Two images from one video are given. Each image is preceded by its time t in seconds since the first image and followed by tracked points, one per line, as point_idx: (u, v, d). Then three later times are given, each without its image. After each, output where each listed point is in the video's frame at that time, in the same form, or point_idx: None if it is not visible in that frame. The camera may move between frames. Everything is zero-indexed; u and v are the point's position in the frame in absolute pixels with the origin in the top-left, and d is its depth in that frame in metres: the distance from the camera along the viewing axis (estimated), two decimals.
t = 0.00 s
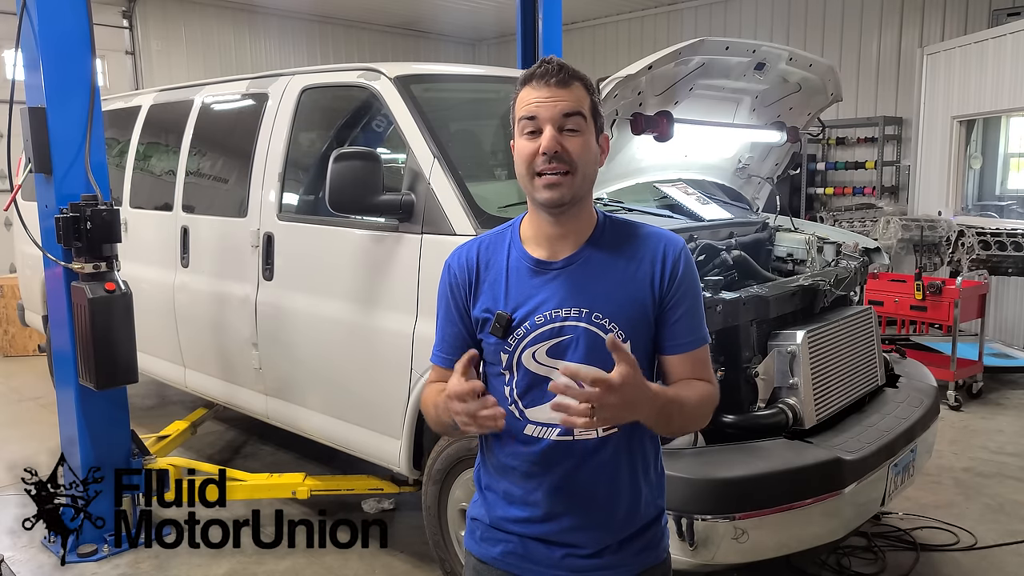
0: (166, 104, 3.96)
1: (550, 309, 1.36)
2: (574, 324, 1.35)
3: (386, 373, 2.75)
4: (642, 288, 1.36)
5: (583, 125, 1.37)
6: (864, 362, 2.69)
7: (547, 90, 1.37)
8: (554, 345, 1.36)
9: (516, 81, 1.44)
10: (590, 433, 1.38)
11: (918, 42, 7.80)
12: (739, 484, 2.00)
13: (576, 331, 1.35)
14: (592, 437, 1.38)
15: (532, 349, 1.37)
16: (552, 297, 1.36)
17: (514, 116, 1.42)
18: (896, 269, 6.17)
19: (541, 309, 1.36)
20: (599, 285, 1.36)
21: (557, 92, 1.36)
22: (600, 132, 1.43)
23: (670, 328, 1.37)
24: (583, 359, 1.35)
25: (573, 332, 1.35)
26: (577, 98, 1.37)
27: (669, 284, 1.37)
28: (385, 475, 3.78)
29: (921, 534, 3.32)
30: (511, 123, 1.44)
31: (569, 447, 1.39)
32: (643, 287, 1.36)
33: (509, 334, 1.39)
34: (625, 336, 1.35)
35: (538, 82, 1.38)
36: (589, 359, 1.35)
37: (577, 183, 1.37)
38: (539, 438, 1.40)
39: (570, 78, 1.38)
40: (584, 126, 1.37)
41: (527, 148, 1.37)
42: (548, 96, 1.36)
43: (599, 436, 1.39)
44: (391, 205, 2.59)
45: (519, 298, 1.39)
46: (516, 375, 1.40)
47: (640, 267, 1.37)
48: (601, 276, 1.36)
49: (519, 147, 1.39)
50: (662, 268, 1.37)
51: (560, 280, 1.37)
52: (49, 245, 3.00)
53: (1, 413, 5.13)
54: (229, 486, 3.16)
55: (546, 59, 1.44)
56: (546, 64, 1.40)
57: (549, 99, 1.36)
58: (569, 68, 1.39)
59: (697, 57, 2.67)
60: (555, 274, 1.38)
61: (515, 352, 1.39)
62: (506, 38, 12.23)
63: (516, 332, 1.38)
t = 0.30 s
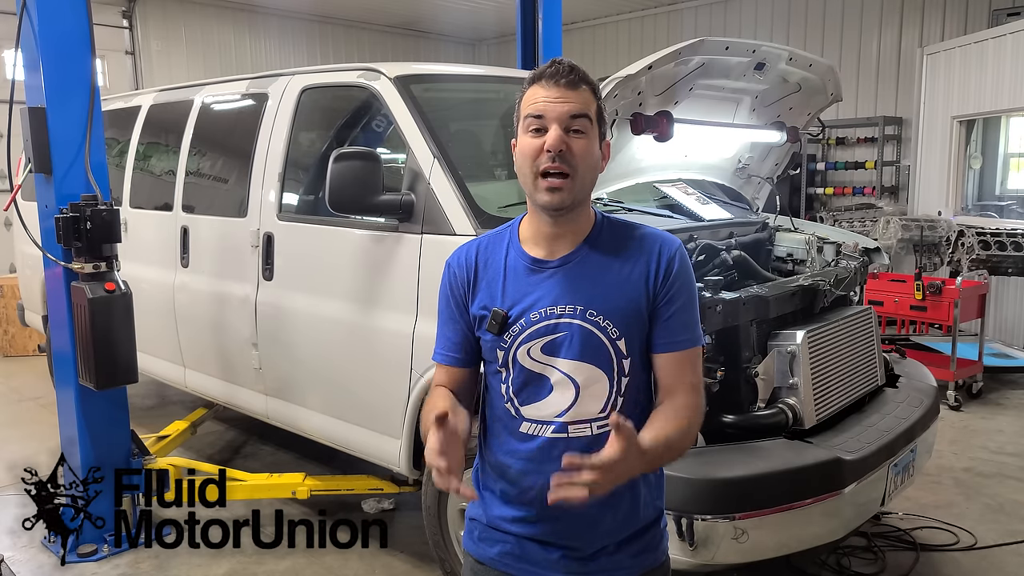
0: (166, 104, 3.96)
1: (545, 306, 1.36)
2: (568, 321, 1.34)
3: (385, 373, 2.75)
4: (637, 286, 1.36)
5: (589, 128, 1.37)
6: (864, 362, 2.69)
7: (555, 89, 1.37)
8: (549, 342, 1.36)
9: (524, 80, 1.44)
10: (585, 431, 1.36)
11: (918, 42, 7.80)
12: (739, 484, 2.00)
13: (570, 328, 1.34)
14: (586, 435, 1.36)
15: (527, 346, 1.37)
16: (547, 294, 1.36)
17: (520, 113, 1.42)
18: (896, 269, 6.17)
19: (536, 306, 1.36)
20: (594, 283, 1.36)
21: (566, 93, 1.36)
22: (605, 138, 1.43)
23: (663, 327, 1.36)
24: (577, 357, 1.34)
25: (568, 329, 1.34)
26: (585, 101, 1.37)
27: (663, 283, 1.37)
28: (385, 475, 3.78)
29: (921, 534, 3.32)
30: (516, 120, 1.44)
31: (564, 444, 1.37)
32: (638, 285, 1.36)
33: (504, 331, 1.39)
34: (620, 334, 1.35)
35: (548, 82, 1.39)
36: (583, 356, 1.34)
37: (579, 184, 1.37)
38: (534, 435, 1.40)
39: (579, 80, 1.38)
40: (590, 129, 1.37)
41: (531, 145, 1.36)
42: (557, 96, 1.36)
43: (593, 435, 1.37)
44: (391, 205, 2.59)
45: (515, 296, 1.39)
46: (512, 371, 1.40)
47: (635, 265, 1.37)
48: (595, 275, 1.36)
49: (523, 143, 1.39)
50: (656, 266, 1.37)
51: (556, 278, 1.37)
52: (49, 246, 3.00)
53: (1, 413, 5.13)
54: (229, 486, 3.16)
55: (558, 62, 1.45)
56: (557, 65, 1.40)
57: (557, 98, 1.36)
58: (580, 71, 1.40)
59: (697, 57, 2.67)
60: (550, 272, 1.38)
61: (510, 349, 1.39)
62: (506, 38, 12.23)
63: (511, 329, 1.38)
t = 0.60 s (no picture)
0: (166, 104, 3.96)
1: (542, 305, 1.36)
2: (564, 320, 1.34)
3: (385, 373, 2.75)
4: (635, 287, 1.35)
5: (590, 145, 1.34)
6: (864, 362, 2.69)
7: (557, 103, 1.33)
8: (544, 341, 1.36)
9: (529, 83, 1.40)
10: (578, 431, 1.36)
11: (918, 42, 7.80)
12: (739, 484, 2.00)
13: (565, 327, 1.34)
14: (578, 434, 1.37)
15: (523, 344, 1.38)
16: (544, 294, 1.37)
17: (523, 121, 1.39)
18: (896, 269, 6.16)
19: (534, 305, 1.37)
20: (590, 283, 1.36)
21: (567, 109, 1.33)
22: (610, 149, 1.39)
23: (659, 328, 1.36)
24: (572, 356, 1.34)
25: (563, 329, 1.34)
26: (587, 117, 1.33)
27: (661, 284, 1.36)
28: (385, 475, 3.78)
29: (921, 534, 3.32)
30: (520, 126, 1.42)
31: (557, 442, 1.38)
32: (635, 286, 1.35)
33: (501, 328, 1.40)
34: (616, 334, 1.34)
35: (550, 94, 1.35)
36: (578, 356, 1.34)
37: (577, 201, 1.36)
38: (528, 433, 1.41)
39: (583, 93, 1.34)
40: (591, 147, 1.34)
41: (529, 160, 1.35)
42: (558, 112, 1.33)
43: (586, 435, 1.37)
44: (391, 205, 2.59)
45: (514, 294, 1.40)
46: (508, 369, 1.41)
47: (633, 266, 1.37)
48: (591, 275, 1.36)
49: (523, 154, 1.38)
50: (655, 267, 1.37)
51: (553, 278, 1.38)
52: (49, 245, 3.00)
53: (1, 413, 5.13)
54: (229, 486, 3.16)
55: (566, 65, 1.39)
56: (561, 74, 1.35)
57: (558, 115, 1.33)
58: (585, 82, 1.35)
59: (697, 57, 2.67)
60: (547, 271, 1.38)
61: (507, 347, 1.39)
62: (506, 38, 12.23)
63: (509, 327, 1.39)
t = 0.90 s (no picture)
0: (166, 104, 3.97)
1: (540, 306, 1.37)
2: (560, 322, 1.35)
3: (385, 372, 2.75)
4: (632, 293, 1.32)
5: (590, 151, 1.32)
6: (864, 362, 2.69)
7: (557, 111, 1.33)
8: (540, 342, 1.37)
9: (532, 89, 1.40)
10: (567, 434, 1.36)
11: (918, 42, 7.80)
12: (739, 484, 2.00)
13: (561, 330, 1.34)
14: (568, 438, 1.36)
15: (521, 344, 1.39)
16: (543, 295, 1.38)
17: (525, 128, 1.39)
18: (896, 269, 6.17)
19: (533, 305, 1.38)
20: (586, 287, 1.35)
21: (564, 116, 1.32)
22: (614, 152, 1.37)
23: (656, 338, 1.31)
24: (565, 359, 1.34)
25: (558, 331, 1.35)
26: (586, 122, 1.32)
27: (661, 291, 1.32)
28: (385, 474, 3.78)
29: (921, 534, 3.32)
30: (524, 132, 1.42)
31: (546, 444, 1.38)
32: (631, 293, 1.33)
33: (502, 326, 1.42)
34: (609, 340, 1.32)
35: (548, 101, 1.34)
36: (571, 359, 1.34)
37: (579, 207, 1.35)
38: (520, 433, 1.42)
39: (582, 100, 1.32)
40: (591, 152, 1.32)
41: (530, 168, 1.35)
42: (556, 120, 1.32)
43: (576, 439, 1.36)
44: (391, 205, 2.59)
45: (516, 294, 1.41)
46: (507, 367, 1.43)
47: (632, 271, 1.34)
48: (588, 279, 1.35)
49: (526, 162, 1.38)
50: (656, 274, 1.32)
51: (551, 279, 1.38)
52: (49, 245, 3.00)
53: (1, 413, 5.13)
54: (229, 487, 3.16)
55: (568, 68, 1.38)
56: (560, 80, 1.34)
57: (556, 122, 1.32)
58: (583, 86, 1.33)
59: (697, 57, 2.67)
60: (546, 271, 1.39)
61: (506, 345, 1.41)
62: (506, 38, 12.24)
63: (508, 326, 1.41)
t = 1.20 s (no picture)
0: (166, 104, 3.96)
1: (541, 314, 1.38)
2: (558, 331, 1.35)
3: (385, 373, 2.75)
4: (627, 306, 1.31)
5: (601, 158, 1.32)
6: (864, 362, 2.69)
7: (569, 117, 1.32)
8: (540, 350, 1.37)
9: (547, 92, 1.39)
10: (558, 442, 1.36)
11: (918, 42, 7.80)
12: (740, 484, 2.00)
13: (559, 339, 1.35)
14: (559, 446, 1.36)
15: (522, 350, 1.40)
16: (545, 303, 1.39)
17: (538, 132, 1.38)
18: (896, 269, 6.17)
19: (535, 313, 1.39)
20: (584, 298, 1.35)
21: (577, 122, 1.31)
22: (625, 161, 1.36)
23: (646, 353, 1.29)
24: (561, 368, 1.35)
25: (556, 340, 1.35)
26: (599, 129, 1.31)
27: (655, 305, 1.30)
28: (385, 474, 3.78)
29: (921, 534, 3.32)
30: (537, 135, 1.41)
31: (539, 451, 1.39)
32: (626, 306, 1.32)
33: (507, 331, 1.43)
34: (602, 353, 1.32)
35: (562, 105, 1.33)
36: (566, 368, 1.34)
37: (589, 214, 1.34)
38: (517, 438, 1.44)
39: (596, 106, 1.31)
40: (601, 159, 1.32)
41: (540, 173, 1.35)
42: (569, 124, 1.31)
43: (568, 448, 1.36)
44: (391, 205, 2.59)
45: (521, 301, 1.43)
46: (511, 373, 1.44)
47: (628, 283, 1.33)
48: (585, 290, 1.35)
49: (537, 167, 1.37)
50: (651, 288, 1.31)
51: (553, 288, 1.39)
52: (48, 246, 3.00)
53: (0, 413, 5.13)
54: (229, 487, 3.16)
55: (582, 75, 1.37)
56: (576, 86, 1.33)
57: (568, 128, 1.31)
58: (598, 93, 1.32)
59: (697, 57, 2.67)
60: (549, 279, 1.40)
61: (510, 351, 1.43)
62: (506, 38, 12.24)
63: (512, 331, 1.42)
